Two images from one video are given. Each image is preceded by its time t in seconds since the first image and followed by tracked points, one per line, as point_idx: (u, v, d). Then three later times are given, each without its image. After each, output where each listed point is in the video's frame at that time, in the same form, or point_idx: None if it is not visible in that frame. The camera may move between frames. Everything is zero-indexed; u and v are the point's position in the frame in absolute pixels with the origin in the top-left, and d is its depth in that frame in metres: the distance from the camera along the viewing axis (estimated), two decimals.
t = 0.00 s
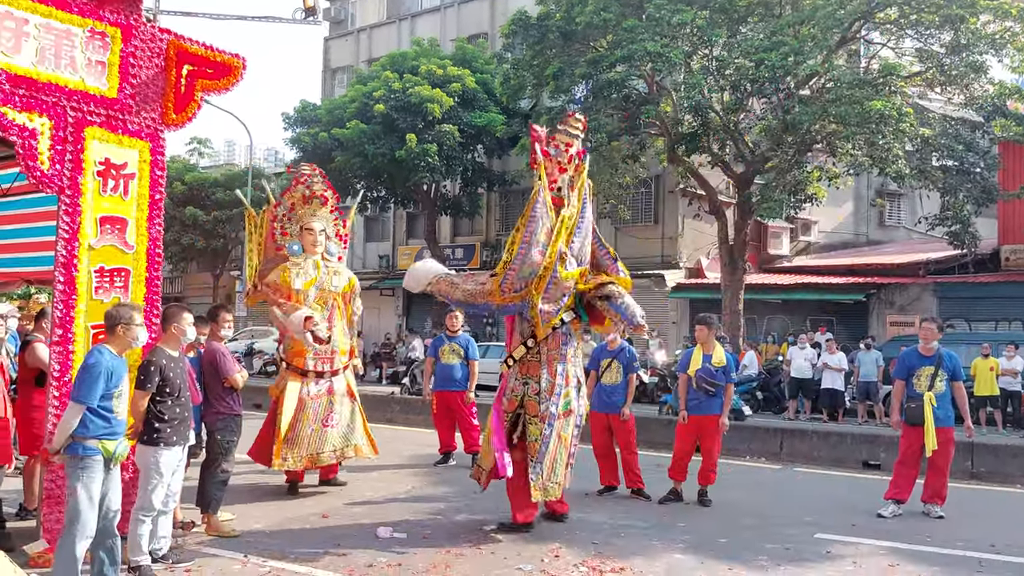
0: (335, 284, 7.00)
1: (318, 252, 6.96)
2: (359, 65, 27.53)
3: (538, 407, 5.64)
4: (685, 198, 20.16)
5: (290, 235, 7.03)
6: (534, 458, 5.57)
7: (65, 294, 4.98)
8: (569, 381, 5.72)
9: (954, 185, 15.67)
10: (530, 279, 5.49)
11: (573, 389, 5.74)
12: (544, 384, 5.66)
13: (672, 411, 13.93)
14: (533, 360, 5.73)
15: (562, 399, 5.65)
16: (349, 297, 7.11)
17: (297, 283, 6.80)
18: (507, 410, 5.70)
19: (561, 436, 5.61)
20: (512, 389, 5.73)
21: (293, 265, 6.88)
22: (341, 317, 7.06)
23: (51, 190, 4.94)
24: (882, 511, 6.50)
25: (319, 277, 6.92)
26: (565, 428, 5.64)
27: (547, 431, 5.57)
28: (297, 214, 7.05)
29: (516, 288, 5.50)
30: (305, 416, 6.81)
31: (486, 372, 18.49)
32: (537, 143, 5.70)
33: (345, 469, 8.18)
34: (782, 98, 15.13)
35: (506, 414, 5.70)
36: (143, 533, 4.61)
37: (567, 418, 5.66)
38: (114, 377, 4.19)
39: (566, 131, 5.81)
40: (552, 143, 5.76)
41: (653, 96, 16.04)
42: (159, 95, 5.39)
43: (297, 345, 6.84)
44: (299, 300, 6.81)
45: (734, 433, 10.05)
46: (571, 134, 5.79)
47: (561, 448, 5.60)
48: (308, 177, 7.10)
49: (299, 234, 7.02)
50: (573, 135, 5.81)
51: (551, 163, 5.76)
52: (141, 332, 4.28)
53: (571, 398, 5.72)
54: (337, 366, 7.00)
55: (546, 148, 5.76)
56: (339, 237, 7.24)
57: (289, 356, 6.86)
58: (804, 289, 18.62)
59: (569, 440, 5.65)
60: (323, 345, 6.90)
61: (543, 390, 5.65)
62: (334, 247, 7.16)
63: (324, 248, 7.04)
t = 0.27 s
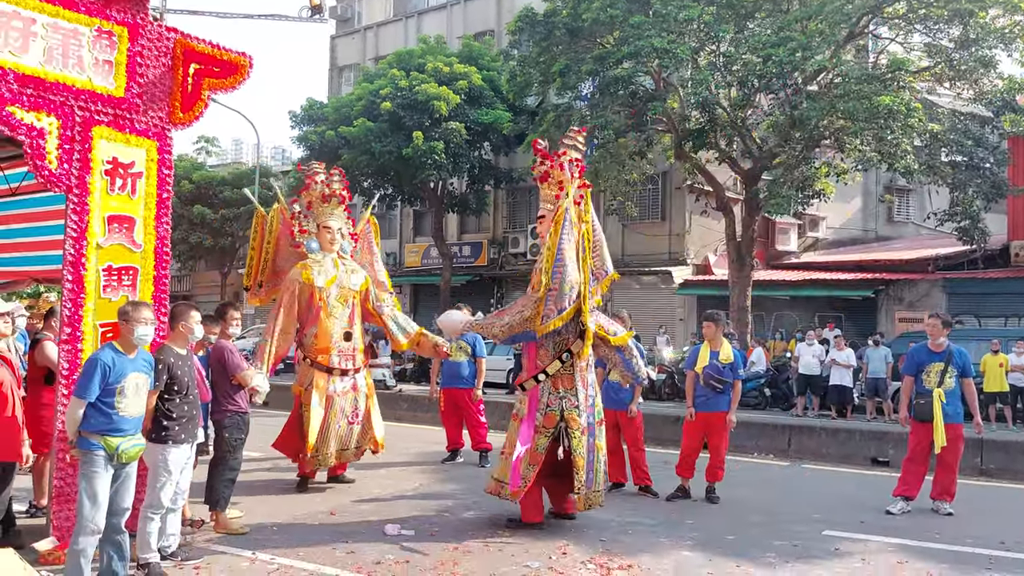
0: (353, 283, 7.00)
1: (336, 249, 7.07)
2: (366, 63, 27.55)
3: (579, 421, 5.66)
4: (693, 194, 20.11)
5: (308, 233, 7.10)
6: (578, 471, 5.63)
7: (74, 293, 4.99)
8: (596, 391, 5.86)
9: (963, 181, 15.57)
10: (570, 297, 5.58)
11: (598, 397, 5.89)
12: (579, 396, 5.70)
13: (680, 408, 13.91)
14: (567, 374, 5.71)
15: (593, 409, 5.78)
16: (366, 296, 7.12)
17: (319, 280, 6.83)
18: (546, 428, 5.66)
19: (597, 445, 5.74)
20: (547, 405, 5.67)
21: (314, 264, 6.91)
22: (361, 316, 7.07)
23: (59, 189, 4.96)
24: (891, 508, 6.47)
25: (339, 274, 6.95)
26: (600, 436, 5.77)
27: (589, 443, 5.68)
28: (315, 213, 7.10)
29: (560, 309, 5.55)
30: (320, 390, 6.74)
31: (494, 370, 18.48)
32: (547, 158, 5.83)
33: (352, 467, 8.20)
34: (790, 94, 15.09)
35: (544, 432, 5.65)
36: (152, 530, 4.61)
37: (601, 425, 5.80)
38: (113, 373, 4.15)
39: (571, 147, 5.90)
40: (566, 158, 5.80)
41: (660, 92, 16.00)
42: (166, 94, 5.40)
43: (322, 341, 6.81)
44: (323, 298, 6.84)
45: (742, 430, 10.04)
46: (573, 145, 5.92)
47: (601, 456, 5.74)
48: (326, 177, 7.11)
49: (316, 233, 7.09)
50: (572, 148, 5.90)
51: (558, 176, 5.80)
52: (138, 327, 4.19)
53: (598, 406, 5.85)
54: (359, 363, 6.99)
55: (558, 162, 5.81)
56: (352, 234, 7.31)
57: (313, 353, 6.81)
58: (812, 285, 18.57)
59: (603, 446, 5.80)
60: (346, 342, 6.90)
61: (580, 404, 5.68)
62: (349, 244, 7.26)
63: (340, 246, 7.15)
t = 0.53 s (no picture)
0: (359, 280, 7.10)
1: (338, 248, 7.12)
2: (367, 62, 27.56)
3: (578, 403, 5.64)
4: (694, 193, 20.09)
5: (318, 229, 7.03)
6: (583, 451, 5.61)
7: (76, 294, 5.00)
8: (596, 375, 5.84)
9: (964, 179, 15.50)
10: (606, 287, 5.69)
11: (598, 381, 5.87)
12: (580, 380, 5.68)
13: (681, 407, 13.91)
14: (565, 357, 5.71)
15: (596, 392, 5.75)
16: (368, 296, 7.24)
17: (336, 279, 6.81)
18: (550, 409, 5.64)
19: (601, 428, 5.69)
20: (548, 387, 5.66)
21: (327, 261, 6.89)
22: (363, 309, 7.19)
23: (61, 189, 4.96)
24: (892, 508, 6.47)
25: (348, 273, 7.01)
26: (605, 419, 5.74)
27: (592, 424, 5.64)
28: (323, 211, 7.12)
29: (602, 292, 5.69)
30: (339, 383, 6.74)
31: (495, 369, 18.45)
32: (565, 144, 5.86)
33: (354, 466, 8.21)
34: (790, 92, 15.08)
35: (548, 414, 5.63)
36: (154, 529, 4.60)
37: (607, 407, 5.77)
38: (100, 373, 4.09)
39: (586, 134, 5.87)
40: (582, 145, 5.81)
41: (661, 91, 15.99)
42: (166, 94, 5.40)
43: (339, 339, 6.77)
44: (339, 298, 6.79)
45: (743, 429, 10.04)
46: (589, 133, 5.86)
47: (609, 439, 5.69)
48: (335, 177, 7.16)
49: (325, 231, 7.07)
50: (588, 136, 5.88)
51: (571, 161, 5.83)
52: (123, 325, 4.10)
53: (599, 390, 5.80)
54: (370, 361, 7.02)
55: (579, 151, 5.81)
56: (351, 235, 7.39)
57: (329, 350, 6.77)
58: (813, 284, 18.55)
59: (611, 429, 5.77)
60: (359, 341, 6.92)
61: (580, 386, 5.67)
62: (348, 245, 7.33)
63: (342, 246, 7.20)
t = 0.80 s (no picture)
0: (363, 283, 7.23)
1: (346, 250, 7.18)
2: (374, 62, 27.60)
3: (555, 398, 5.66)
4: (701, 193, 20.06)
5: (330, 232, 6.99)
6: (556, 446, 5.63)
7: (85, 295, 5.02)
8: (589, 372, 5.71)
9: (973, 178, 15.43)
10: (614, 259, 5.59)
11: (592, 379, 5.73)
12: (562, 374, 5.68)
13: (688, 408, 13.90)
14: (551, 350, 5.78)
15: (579, 390, 5.64)
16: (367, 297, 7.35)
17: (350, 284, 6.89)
18: (531, 397, 5.76)
19: (580, 427, 5.57)
20: (530, 376, 5.79)
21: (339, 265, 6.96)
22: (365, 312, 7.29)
23: (70, 191, 4.99)
24: (901, 508, 6.44)
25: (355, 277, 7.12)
26: (583, 419, 5.59)
27: (568, 420, 5.59)
28: (334, 215, 7.03)
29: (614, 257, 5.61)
30: (355, 387, 6.90)
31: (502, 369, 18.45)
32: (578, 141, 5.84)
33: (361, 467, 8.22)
34: (798, 92, 15.04)
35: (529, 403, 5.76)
36: (162, 530, 4.62)
37: (587, 406, 5.62)
38: (96, 374, 4.07)
39: (604, 129, 5.84)
40: (590, 138, 5.79)
41: (668, 91, 15.97)
42: (175, 96, 5.42)
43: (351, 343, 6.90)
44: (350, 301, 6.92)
45: (750, 430, 10.02)
46: (612, 130, 5.83)
47: (582, 440, 5.54)
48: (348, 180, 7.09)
49: (337, 233, 7.06)
50: (612, 134, 5.84)
51: (580, 154, 5.86)
52: (116, 325, 4.08)
53: (588, 389, 5.67)
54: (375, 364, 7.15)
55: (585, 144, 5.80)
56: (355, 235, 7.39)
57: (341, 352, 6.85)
58: (821, 284, 18.50)
59: (591, 431, 5.59)
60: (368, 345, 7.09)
61: (561, 380, 5.67)
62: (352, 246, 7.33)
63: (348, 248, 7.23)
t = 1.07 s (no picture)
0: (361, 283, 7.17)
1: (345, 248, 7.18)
2: (379, 62, 27.62)
3: (541, 417, 5.71)
4: (706, 192, 20.04)
5: (326, 230, 7.01)
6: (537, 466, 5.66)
7: (90, 295, 5.03)
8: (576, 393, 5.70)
9: (979, 177, 15.38)
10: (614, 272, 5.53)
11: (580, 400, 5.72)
12: (548, 393, 5.74)
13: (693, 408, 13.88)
14: (541, 368, 5.82)
15: (564, 410, 5.67)
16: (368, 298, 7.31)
17: (343, 283, 6.88)
18: (521, 417, 5.83)
19: (563, 447, 5.60)
20: (522, 395, 5.86)
21: (333, 263, 6.92)
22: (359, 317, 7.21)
23: (75, 191, 5.00)
24: (907, 508, 6.43)
25: (354, 275, 7.07)
26: (566, 439, 5.62)
27: (551, 441, 5.63)
28: (333, 212, 7.10)
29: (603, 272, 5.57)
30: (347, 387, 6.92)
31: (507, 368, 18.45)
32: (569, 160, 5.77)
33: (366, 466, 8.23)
34: (803, 91, 15.02)
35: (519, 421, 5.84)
36: (168, 529, 4.62)
37: (568, 427, 5.63)
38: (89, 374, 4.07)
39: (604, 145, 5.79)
40: (581, 153, 5.74)
41: (672, 90, 15.95)
42: (180, 96, 5.44)
43: (341, 342, 6.90)
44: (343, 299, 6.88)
45: (755, 429, 10.01)
46: (605, 144, 5.78)
47: (562, 461, 5.58)
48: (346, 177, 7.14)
49: (334, 231, 7.08)
50: (606, 146, 5.80)
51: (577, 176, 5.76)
52: (109, 325, 4.08)
53: (575, 410, 5.67)
54: (371, 363, 7.17)
55: (572, 160, 5.76)
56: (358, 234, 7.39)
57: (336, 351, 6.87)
58: (827, 283, 18.47)
59: (573, 452, 5.62)
60: (362, 345, 7.07)
61: (547, 400, 5.72)
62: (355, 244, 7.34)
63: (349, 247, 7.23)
